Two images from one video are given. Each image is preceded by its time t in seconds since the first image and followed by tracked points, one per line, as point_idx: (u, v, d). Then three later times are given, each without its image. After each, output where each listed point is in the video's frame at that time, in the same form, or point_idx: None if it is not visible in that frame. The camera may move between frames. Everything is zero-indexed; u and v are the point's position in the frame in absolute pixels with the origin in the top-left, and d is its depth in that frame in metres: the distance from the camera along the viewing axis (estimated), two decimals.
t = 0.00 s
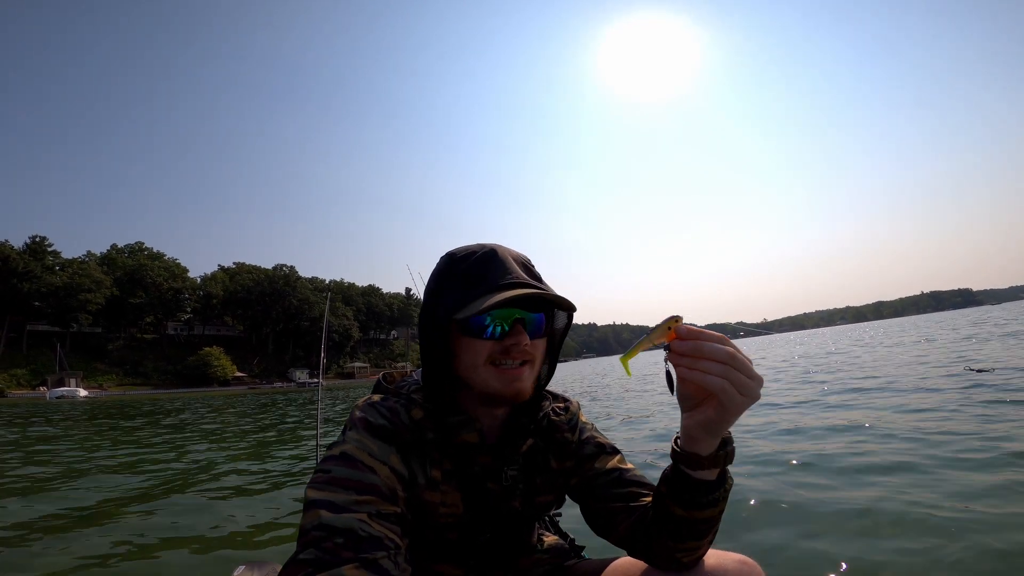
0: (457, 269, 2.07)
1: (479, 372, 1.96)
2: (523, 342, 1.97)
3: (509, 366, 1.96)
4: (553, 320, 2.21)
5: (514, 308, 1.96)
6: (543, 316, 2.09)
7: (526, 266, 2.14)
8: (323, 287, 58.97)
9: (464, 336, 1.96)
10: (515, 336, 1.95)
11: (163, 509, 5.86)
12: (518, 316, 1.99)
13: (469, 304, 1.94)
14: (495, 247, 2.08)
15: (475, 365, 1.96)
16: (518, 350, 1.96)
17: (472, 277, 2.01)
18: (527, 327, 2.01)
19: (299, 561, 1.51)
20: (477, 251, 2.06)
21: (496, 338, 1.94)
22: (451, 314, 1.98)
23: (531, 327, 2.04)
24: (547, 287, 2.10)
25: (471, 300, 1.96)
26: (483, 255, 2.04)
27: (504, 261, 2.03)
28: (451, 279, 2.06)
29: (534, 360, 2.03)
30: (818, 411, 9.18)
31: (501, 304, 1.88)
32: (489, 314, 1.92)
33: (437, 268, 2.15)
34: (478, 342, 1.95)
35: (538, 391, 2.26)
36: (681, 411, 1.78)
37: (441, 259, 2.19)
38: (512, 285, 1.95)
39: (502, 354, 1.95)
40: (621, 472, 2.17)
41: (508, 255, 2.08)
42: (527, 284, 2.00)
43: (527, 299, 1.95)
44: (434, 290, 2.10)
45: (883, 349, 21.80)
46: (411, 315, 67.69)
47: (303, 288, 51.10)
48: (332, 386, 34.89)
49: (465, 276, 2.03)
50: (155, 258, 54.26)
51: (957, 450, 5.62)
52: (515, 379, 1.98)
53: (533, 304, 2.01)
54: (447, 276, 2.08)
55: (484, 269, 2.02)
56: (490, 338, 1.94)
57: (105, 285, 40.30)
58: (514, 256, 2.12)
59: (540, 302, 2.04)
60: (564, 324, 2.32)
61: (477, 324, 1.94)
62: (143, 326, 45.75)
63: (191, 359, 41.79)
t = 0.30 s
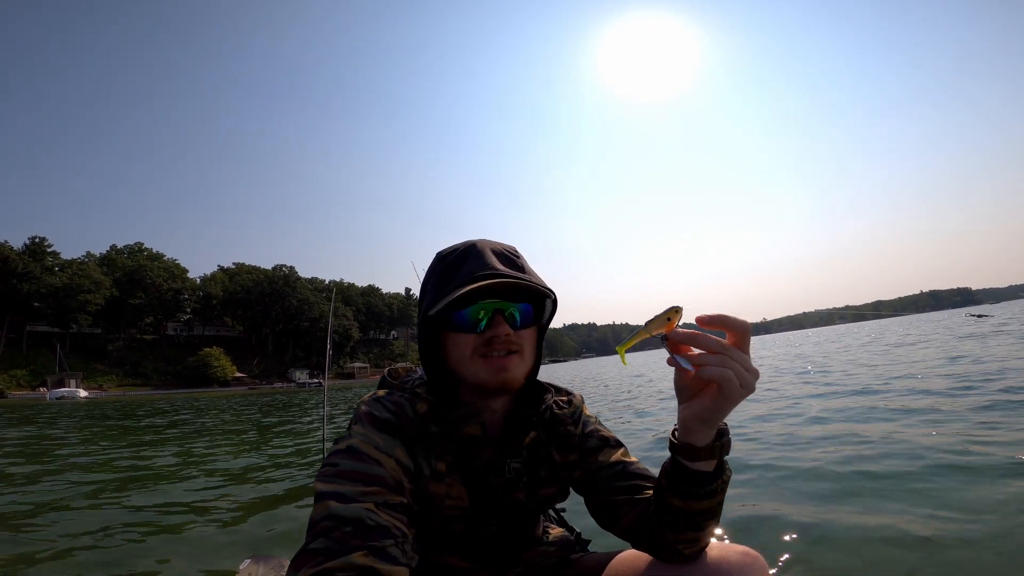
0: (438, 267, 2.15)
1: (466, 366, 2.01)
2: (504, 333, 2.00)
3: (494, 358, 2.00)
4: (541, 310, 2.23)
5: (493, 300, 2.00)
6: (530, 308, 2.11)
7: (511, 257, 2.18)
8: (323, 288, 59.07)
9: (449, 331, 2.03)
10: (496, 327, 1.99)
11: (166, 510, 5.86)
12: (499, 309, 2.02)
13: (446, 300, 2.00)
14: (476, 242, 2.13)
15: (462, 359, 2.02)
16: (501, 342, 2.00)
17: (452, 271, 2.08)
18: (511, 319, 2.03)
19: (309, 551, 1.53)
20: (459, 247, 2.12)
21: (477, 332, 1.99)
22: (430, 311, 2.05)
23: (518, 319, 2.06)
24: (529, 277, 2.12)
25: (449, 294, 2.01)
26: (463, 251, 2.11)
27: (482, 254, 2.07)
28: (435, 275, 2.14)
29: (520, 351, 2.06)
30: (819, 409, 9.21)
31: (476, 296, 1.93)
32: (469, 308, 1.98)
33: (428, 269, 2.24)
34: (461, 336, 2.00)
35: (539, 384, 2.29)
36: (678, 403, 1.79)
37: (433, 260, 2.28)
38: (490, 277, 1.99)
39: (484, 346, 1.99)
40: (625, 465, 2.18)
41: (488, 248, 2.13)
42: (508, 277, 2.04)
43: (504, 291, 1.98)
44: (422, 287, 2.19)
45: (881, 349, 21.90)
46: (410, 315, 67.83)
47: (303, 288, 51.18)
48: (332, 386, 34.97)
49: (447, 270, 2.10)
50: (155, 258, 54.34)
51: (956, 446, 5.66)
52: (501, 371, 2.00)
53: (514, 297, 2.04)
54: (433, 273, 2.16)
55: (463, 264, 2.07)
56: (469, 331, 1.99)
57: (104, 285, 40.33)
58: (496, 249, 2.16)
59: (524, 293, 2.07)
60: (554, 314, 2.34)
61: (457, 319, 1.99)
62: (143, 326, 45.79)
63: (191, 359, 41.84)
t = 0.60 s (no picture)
0: (438, 272, 2.17)
1: (473, 369, 2.06)
2: (508, 336, 2.05)
3: (499, 361, 2.04)
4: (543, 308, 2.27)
5: (497, 303, 2.03)
6: (535, 308, 2.14)
7: (511, 257, 2.21)
8: (322, 288, 59.13)
9: (453, 335, 2.07)
10: (499, 331, 2.03)
11: (169, 509, 5.90)
12: (502, 312, 2.05)
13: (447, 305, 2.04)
14: (478, 242, 2.16)
15: (469, 361, 2.06)
16: (504, 345, 2.04)
17: (453, 274, 2.11)
18: (514, 321, 2.07)
19: (325, 546, 1.56)
20: (460, 248, 2.15)
21: (481, 335, 2.03)
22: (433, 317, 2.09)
23: (520, 322, 2.09)
24: (531, 278, 2.15)
25: (451, 299, 2.05)
26: (464, 252, 2.13)
27: (483, 256, 2.09)
28: (436, 277, 2.17)
29: (523, 353, 2.10)
30: (819, 408, 9.25)
31: (479, 300, 1.97)
32: (472, 311, 2.02)
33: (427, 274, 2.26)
34: (466, 340, 2.05)
35: (546, 382, 2.33)
36: (701, 389, 1.82)
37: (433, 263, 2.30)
38: (492, 281, 2.02)
39: (491, 349, 2.04)
40: (632, 462, 2.22)
41: (490, 250, 2.15)
42: (510, 280, 2.06)
43: (507, 295, 2.02)
44: (424, 290, 2.22)
45: (879, 348, 21.98)
46: (410, 315, 67.90)
47: (303, 288, 51.22)
48: (332, 386, 35.05)
49: (449, 272, 2.13)
50: (154, 259, 54.41)
51: (956, 445, 5.70)
52: (507, 373, 2.05)
53: (517, 299, 2.07)
54: (435, 276, 2.19)
55: (465, 267, 2.10)
56: (475, 335, 2.03)
57: (103, 286, 40.34)
58: (497, 249, 2.19)
59: (527, 296, 2.10)
60: (555, 313, 2.37)
61: (461, 322, 2.03)
62: (142, 327, 45.81)
63: (191, 359, 41.87)
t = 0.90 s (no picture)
0: (438, 261, 1.87)
1: (468, 369, 1.77)
2: (506, 336, 1.76)
3: (495, 362, 1.75)
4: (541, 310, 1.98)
5: (497, 300, 1.74)
6: (530, 309, 1.86)
7: (515, 253, 1.91)
8: (322, 287, 58.75)
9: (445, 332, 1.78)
10: (497, 330, 1.74)
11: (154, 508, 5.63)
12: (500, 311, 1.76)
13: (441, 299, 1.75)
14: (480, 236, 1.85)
15: (462, 360, 1.77)
16: (501, 345, 1.75)
17: (452, 267, 1.81)
18: (512, 322, 1.78)
19: (306, 544, 1.31)
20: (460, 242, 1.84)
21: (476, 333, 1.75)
22: (428, 311, 1.78)
23: (517, 321, 1.82)
24: (535, 275, 1.86)
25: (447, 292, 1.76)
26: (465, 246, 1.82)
27: (486, 249, 1.79)
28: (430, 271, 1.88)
29: (519, 355, 1.81)
30: (828, 407, 8.96)
31: (476, 296, 1.67)
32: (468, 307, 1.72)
33: (428, 264, 1.97)
34: (461, 338, 1.75)
35: (533, 381, 2.02)
36: (707, 390, 1.61)
37: (432, 254, 2.01)
38: (494, 276, 1.72)
39: (488, 350, 1.75)
40: (616, 460, 1.94)
41: (495, 244, 1.86)
42: (513, 278, 1.77)
43: (509, 291, 1.73)
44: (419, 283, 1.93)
45: (883, 347, 21.74)
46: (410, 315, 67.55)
47: (302, 287, 50.82)
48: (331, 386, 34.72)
49: (446, 263, 1.83)
50: (152, 258, 53.91)
51: (976, 444, 5.44)
52: (502, 377, 1.77)
53: (518, 298, 1.80)
54: (432, 268, 1.89)
55: (462, 261, 1.80)
56: (470, 332, 1.75)
57: (102, 285, 39.88)
58: (503, 243, 1.90)
59: (527, 294, 1.81)
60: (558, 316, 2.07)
61: (454, 319, 1.74)
62: (141, 326, 45.34)
63: (190, 359, 41.47)
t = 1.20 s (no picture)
0: (441, 265, 2.04)
1: (483, 368, 1.99)
2: (521, 333, 2.02)
3: (510, 358, 1.99)
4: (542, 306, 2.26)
5: (507, 300, 1.99)
6: (536, 306, 2.14)
7: (511, 255, 2.16)
8: (322, 287, 59.05)
9: (462, 334, 1.98)
10: (513, 327, 2.00)
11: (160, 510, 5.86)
12: (512, 309, 2.02)
13: (460, 302, 1.95)
14: (479, 241, 2.06)
15: (477, 360, 1.99)
16: (518, 342, 2.01)
17: (460, 273, 2.00)
18: (522, 317, 2.05)
19: (306, 547, 1.53)
20: (461, 246, 2.04)
21: (494, 332, 1.98)
22: (446, 313, 1.97)
23: (524, 316, 2.08)
24: (536, 273, 2.13)
25: (465, 295, 1.95)
26: (468, 250, 2.03)
27: (490, 252, 2.02)
28: (436, 277, 2.04)
29: (531, 350, 2.08)
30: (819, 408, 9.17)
31: (496, 297, 1.91)
32: (483, 308, 1.95)
33: (421, 266, 2.12)
34: (477, 338, 1.97)
35: (536, 383, 2.27)
36: (735, 412, 1.69)
37: (422, 257, 2.16)
38: (506, 277, 1.97)
39: (504, 347, 1.99)
40: (622, 465, 2.18)
41: (494, 246, 2.09)
42: (519, 275, 2.02)
43: (520, 291, 1.98)
44: (421, 289, 2.08)
45: (879, 348, 21.96)
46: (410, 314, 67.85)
47: (302, 287, 51.10)
48: (331, 386, 35.02)
49: (451, 269, 2.01)
50: (153, 258, 54.26)
51: (956, 444, 5.64)
52: (517, 372, 2.02)
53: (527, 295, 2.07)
54: (434, 274, 2.05)
55: (467, 267, 1.99)
56: (488, 332, 1.97)
57: (102, 285, 40.23)
58: (500, 246, 2.13)
59: (532, 291, 2.08)
60: (553, 309, 2.35)
61: (473, 321, 1.96)
62: (141, 327, 45.69)
63: (190, 359, 41.78)
